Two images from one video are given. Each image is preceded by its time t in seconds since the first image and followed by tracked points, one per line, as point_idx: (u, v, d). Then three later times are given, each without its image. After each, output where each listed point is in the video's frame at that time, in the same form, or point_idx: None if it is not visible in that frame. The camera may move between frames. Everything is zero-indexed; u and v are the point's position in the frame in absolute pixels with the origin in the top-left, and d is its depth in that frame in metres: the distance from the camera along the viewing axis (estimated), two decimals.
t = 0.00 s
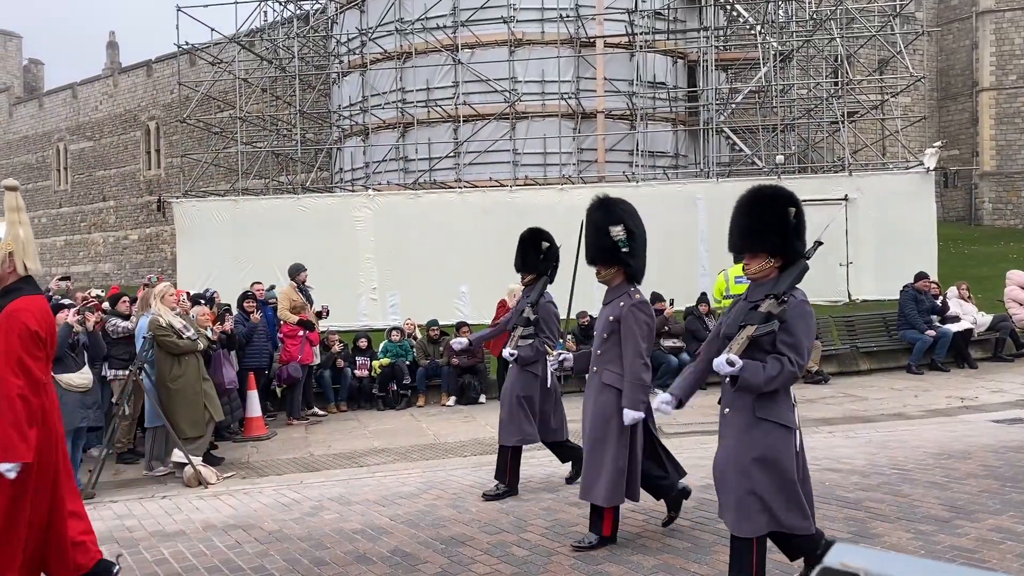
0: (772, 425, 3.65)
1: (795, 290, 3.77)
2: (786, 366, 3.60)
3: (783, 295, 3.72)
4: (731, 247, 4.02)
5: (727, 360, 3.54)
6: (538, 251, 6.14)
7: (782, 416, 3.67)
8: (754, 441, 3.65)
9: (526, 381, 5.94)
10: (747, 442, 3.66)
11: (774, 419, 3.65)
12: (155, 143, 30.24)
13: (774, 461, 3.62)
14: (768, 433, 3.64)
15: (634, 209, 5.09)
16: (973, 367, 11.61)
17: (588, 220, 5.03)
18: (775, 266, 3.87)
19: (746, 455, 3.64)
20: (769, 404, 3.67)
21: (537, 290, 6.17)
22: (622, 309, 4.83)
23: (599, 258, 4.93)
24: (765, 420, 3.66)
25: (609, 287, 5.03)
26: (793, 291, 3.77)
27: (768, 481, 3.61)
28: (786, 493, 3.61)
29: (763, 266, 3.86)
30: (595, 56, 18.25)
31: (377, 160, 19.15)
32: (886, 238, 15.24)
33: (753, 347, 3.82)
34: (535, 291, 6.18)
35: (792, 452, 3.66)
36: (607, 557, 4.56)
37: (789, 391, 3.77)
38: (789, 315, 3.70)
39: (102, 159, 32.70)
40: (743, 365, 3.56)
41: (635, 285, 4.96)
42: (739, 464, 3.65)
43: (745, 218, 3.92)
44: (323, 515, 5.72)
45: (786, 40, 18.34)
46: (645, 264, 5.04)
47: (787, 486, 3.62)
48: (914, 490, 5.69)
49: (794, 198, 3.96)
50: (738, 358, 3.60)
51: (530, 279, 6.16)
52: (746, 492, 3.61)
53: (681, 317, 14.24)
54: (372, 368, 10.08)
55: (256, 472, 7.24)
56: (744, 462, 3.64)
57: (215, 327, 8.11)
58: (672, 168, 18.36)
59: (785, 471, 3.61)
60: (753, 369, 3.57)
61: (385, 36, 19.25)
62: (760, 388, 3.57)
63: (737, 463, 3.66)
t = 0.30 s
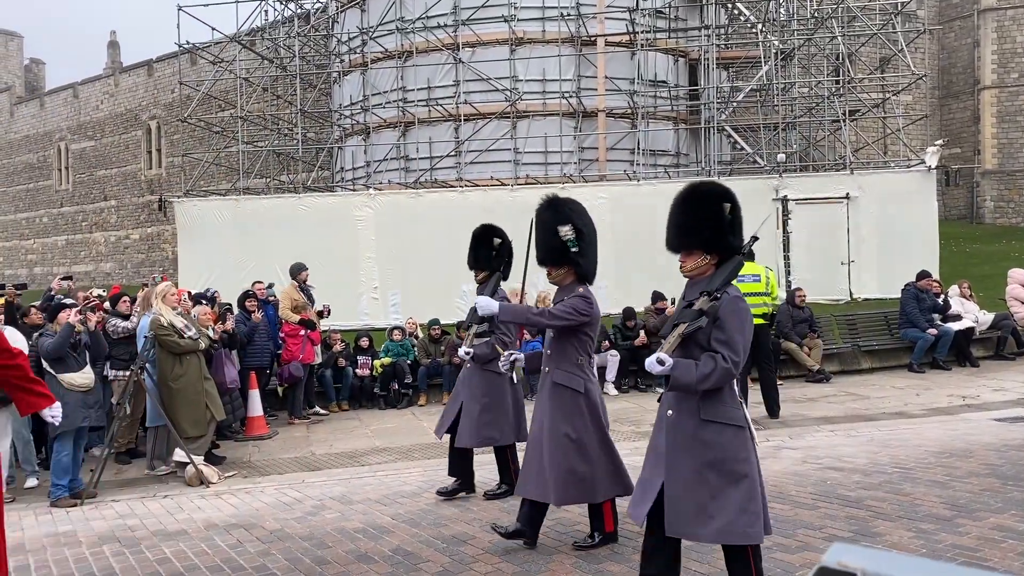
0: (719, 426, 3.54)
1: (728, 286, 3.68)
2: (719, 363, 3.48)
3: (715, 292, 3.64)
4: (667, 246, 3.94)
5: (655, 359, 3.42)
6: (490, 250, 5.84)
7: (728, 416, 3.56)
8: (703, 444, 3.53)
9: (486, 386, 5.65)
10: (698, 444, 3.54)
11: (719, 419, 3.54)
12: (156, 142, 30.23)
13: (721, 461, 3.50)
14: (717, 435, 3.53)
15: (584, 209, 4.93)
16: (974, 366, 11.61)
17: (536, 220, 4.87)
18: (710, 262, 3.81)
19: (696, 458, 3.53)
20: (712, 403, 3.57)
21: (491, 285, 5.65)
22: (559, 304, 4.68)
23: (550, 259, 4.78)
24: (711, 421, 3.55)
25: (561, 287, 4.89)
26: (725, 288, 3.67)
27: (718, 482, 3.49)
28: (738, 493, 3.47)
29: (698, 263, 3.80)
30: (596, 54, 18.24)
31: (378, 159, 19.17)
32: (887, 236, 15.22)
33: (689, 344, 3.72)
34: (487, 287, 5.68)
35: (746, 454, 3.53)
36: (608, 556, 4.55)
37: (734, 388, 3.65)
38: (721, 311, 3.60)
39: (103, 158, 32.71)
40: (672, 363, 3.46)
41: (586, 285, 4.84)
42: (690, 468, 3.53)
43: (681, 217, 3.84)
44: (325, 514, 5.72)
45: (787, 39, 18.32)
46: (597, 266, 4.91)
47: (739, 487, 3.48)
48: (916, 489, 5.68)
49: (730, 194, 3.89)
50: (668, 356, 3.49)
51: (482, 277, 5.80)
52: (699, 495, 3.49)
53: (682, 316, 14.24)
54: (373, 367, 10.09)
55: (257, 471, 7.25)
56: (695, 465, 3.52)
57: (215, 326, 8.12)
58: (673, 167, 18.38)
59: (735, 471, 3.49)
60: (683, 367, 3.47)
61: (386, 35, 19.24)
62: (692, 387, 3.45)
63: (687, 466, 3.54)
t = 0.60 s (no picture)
0: (648, 435, 3.43)
1: (660, 297, 3.62)
2: (649, 375, 3.43)
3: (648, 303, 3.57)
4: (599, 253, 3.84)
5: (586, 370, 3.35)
6: (444, 255, 5.75)
7: (656, 425, 3.45)
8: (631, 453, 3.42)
9: (437, 388, 5.58)
10: (628, 453, 3.42)
11: (649, 429, 3.43)
12: (158, 141, 30.25)
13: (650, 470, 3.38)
14: (646, 444, 3.42)
15: (533, 217, 4.87)
16: (976, 364, 11.60)
17: (483, 227, 4.83)
18: (644, 271, 3.72)
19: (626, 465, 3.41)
20: (643, 414, 3.46)
21: (444, 294, 5.66)
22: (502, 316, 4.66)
23: (495, 265, 4.71)
24: (638, 430, 3.44)
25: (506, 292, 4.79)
26: (657, 300, 3.61)
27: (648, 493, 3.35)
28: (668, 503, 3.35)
29: (631, 272, 3.72)
30: (597, 52, 18.25)
31: (380, 158, 19.19)
32: (888, 234, 15.21)
33: (620, 355, 3.64)
34: (440, 295, 5.68)
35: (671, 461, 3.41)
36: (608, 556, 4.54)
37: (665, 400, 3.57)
38: (653, 322, 3.56)
39: (105, 158, 32.70)
40: (604, 374, 3.38)
41: (532, 290, 4.74)
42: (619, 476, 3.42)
43: (615, 225, 3.75)
44: (327, 513, 5.72)
45: (788, 37, 18.30)
46: (543, 269, 4.83)
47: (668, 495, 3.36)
48: (917, 487, 5.68)
49: (664, 203, 3.81)
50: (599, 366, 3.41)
51: (435, 283, 5.75)
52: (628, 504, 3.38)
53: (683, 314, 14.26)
54: (374, 366, 10.09)
55: (259, 470, 7.25)
56: (624, 473, 3.41)
57: (217, 326, 8.10)
58: (675, 166, 18.38)
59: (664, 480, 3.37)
60: (614, 378, 3.39)
61: (387, 34, 19.25)
62: (622, 399, 3.37)
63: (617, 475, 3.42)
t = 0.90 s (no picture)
0: (587, 435, 3.50)
1: (600, 294, 3.62)
2: (592, 374, 3.44)
3: (588, 300, 3.56)
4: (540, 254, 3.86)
5: (529, 372, 3.30)
6: (402, 254, 5.74)
7: (595, 424, 3.51)
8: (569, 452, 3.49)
9: (388, 385, 5.47)
10: (568, 451, 3.49)
11: (589, 428, 3.49)
12: (159, 140, 30.28)
13: (589, 471, 3.45)
14: (585, 443, 3.49)
15: (482, 218, 4.84)
16: (978, 361, 11.59)
17: (430, 227, 4.82)
18: (583, 270, 3.74)
19: (564, 463, 3.47)
20: (584, 412, 3.52)
21: (401, 294, 5.63)
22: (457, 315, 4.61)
23: (442, 265, 4.70)
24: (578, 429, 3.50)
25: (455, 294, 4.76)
26: (598, 297, 3.61)
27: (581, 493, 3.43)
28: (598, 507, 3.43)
29: (571, 271, 3.72)
30: (599, 51, 18.23)
31: (381, 157, 19.19)
32: (890, 232, 15.20)
33: (561, 355, 3.63)
34: (398, 294, 5.66)
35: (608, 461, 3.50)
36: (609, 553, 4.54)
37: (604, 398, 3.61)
38: (594, 320, 3.55)
39: (107, 157, 32.74)
40: (547, 375, 3.36)
41: (481, 291, 4.74)
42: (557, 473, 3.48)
43: (555, 224, 3.78)
44: (331, 511, 5.73)
45: (790, 35, 18.26)
46: (492, 270, 4.81)
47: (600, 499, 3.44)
48: (920, 485, 5.66)
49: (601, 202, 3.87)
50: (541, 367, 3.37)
51: (392, 283, 5.72)
52: (560, 501, 3.44)
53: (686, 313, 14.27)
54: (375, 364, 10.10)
55: (262, 469, 7.26)
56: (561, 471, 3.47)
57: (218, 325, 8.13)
58: (676, 164, 18.38)
59: (598, 484, 3.45)
60: (557, 379, 3.39)
61: (388, 32, 19.22)
62: (564, 398, 3.38)
63: (554, 472, 3.49)
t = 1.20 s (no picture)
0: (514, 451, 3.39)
1: (536, 305, 3.53)
2: (520, 388, 3.35)
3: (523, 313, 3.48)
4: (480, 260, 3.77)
5: (453, 384, 3.26)
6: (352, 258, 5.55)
7: (522, 440, 3.41)
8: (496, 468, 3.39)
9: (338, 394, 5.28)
10: (492, 470, 3.39)
11: (515, 444, 3.39)
12: (161, 139, 30.30)
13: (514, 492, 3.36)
14: (508, 461, 3.39)
15: (431, 219, 4.66)
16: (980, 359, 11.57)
17: (380, 230, 4.63)
18: (521, 278, 3.65)
19: (486, 483, 3.38)
20: (510, 427, 3.42)
21: (353, 299, 5.48)
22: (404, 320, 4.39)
23: (392, 267, 4.53)
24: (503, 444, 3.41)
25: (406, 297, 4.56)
26: (533, 309, 3.52)
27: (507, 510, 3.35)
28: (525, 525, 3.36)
29: (508, 279, 3.64)
30: (600, 48, 18.21)
31: (383, 155, 19.17)
32: (892, 229, 15.20)
33: (493, 365, 3.53)
34: (349, 300, 5.49)
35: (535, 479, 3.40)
36: (612, 552, 4.54)
37: (534, 411, 3.52)
38: (527, 333, 3.47)
39: (108, 156, 32.77)
40: (472, 389, 3.29)
41: (431, 295, 4.49)
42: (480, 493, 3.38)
43: (493, 231, 3.68)
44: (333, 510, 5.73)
45: (792, 32, 18.21)
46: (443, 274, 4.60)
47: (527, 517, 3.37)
48: (922, 483, 5.66)
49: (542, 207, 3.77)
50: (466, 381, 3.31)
51: (344, 288, 5.53)
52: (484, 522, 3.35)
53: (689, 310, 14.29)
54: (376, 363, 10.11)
55: (264, 468, 7.27)
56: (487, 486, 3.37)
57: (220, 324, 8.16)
58: (678, 162, 18.37)
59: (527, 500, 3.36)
60: (483, 392, 3.31)
61: (390, 31, 19.20)
62: (490, 413, 3.30)
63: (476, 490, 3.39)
